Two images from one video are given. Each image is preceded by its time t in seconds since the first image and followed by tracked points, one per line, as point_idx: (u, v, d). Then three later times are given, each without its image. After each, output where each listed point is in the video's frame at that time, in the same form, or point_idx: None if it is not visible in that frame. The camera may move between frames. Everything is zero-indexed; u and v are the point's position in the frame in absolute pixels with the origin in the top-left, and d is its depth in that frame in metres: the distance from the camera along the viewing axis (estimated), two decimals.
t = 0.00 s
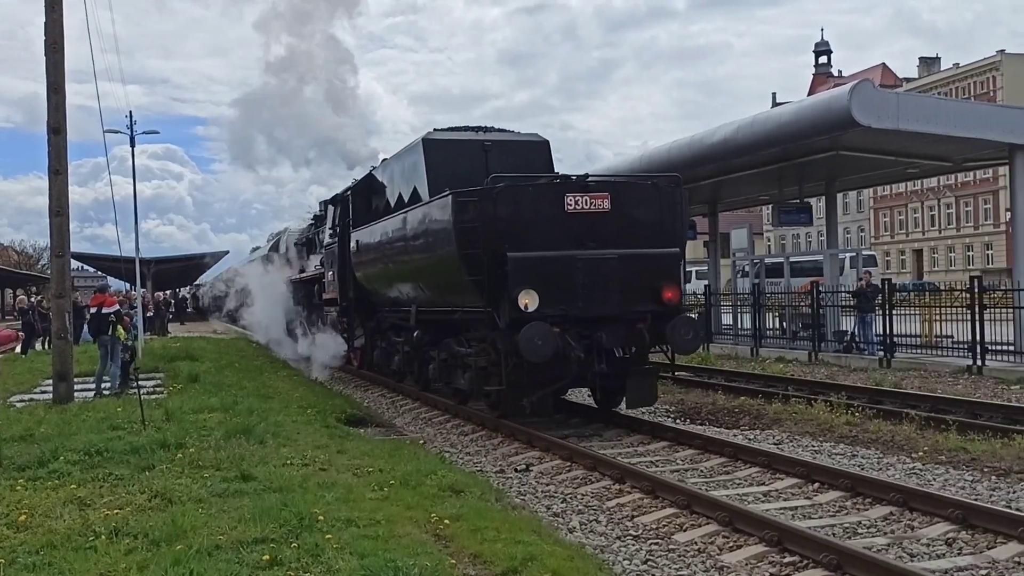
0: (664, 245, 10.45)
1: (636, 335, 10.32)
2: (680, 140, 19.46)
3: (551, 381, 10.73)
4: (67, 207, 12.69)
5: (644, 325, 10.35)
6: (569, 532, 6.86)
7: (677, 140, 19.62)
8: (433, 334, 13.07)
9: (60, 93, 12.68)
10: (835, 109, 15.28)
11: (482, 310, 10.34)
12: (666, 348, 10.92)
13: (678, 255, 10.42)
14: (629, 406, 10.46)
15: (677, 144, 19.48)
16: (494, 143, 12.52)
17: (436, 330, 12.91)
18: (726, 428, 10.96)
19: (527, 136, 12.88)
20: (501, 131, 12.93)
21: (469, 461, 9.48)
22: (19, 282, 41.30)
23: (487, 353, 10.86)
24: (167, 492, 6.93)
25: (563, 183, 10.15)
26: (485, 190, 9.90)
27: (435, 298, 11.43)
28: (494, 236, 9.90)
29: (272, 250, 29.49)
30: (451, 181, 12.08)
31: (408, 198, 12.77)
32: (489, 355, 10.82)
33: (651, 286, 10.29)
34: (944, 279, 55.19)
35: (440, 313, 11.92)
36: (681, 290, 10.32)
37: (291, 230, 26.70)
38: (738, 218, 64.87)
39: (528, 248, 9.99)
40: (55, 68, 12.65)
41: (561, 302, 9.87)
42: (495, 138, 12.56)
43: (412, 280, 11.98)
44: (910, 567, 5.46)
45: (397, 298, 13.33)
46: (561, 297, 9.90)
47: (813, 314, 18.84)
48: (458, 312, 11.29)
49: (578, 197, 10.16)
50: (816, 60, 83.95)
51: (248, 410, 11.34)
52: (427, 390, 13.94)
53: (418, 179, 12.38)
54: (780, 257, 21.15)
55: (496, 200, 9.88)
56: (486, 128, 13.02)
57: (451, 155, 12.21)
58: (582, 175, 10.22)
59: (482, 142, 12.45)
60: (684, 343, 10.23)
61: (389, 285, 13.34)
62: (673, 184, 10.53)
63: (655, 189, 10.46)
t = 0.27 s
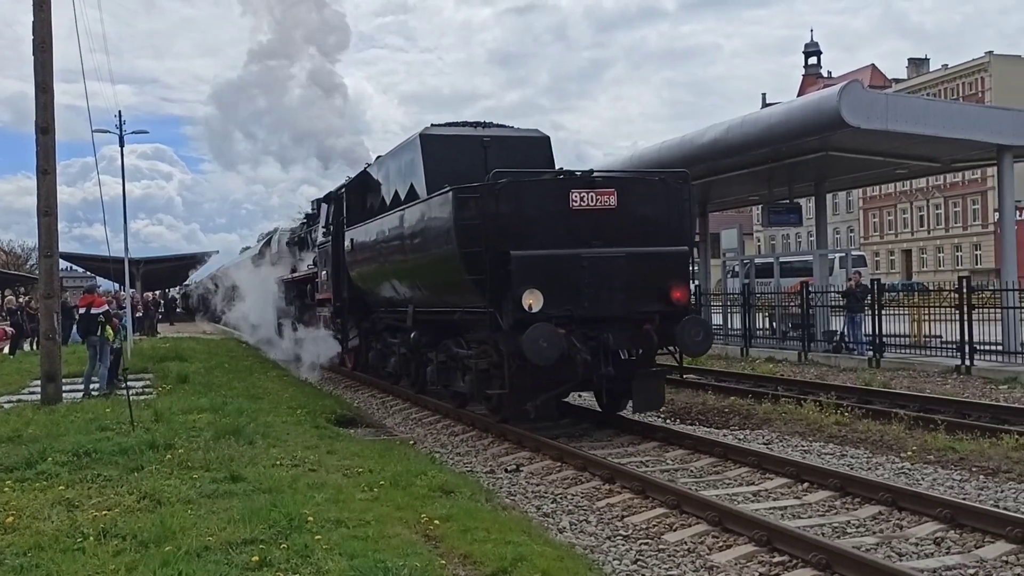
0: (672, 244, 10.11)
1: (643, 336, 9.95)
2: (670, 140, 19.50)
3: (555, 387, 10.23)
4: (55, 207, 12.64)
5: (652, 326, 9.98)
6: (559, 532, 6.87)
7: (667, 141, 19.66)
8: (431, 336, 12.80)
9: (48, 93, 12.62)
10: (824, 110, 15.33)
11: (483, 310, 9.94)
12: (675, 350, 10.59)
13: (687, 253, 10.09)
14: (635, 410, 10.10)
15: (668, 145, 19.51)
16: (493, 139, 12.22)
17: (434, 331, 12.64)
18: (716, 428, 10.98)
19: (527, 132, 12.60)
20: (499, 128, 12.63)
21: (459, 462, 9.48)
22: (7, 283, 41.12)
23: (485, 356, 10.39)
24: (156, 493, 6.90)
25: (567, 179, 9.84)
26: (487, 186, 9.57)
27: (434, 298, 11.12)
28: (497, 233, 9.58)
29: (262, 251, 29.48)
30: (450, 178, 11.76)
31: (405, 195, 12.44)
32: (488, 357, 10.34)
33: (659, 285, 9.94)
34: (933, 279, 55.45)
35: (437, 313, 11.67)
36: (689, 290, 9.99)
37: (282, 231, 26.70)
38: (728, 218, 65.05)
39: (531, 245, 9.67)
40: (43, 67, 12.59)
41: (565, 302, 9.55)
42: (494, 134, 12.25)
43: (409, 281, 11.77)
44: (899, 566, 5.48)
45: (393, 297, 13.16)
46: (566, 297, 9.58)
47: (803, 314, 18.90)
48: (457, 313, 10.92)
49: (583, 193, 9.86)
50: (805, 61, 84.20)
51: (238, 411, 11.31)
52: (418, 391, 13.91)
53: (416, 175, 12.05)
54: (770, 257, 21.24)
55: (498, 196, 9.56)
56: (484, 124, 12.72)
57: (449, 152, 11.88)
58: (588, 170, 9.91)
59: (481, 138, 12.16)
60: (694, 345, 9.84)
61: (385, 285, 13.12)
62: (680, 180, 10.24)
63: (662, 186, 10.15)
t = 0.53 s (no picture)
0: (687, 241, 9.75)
1: (657, 338, 9.59)
2: (666, 140, 19.52)
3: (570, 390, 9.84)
4: (50, 207, 12.61)
5: (667, 327, 9.63)
6: (555, 532, 6.88)
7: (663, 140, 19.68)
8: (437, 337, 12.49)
9: (43, 92, 12.59)
10: (819, 110, 15.35)
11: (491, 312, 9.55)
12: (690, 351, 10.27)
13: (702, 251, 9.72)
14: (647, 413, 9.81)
15: (664, 145, 19.53)
16: (498, 134, 11.91)
17: (441, 333, 12.34)
18: (712, 428, 10.99)
19: (533, 127, 12.28)
20: (504, 123, 12.31)
21: (455, 462, 9.47)
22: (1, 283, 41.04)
23: (493, 360, 10.02)
24: (151, 493, 6.89)
25: (578, 174, 9.48)
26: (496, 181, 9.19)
27: (438, 299, 10.81)
28: (507, 230, 9.20)
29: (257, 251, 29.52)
30: (454, 175, 11.46)
31: (407, 193, 12.12)
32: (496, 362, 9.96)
33: (675, 284, 9.56)
34: (928, 280, 55.57)
35: (442, 314, 11.38)
36: (706, 289, 9.57)
37: (278, 231, 26.73)
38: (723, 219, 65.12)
39: (542, 243, 9.30)
40: (37, 67, 12.56)
41: (577, 302, 9.16)
42: (499, 129, 11.91)
43: (412, 281, 11.50)
44: (894, 566, 5.49)
45: (395, 298, 12.94)
46: (579, 296, 9.19)
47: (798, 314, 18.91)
48: (464, 314, 10.56)
49: (595, 189, 9.49)
50: (801, 61, 84.30)
51: (233, 411, 11.29)
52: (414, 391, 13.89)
53: (419, 173, 11.71)
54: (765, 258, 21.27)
55: (507, 191, 9.20)
56: (489, 119, 12.38)
57: (453, 147, 11.56)
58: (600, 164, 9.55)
59: (485, 134, 11.84)
60: (710, 346, 9.56)
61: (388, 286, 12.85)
62: (695, 175, 9.89)
63: (676, 181, 9.81)
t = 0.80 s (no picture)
0: (703, 238, 9.37)
1: (672, 340, 9.24)
2: (661, 140, 19.54)
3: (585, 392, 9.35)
4: (44, 207, 12.59)
5: (684, 328, 9.25)
6: (550, 532, 6.89)
7: (658, 140, 19.70)
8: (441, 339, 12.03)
9: (37, 92, 12.57)
10: (813, 111, 15.37)
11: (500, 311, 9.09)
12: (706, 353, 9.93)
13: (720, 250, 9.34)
14: (663, 419, 9.43)
15: (659, 145, 19.55)
16: (503, 129, 11.57)
17: (446, 334, 11.86)
18: (707, 428, 11.00)
19: (539, 120, 11.92)
20: (510, 117, 11.97)
21: (450, 463, 9.47)
22: None
23: (501, 362, 9.53)
24: (145, 494, 6.88)
25: (591, 168, 9.06)
26: (504, 176, 8.77)
27: (443, 300, 10.37)
28: (517, 227, 8.76)
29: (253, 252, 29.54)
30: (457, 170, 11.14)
31: (409, 189, 11.81)
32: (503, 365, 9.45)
33: (691, 284, 9.18)
34: (922, 279, 55.71)
35: (446, 315, 10.93)
36: (724, 289, 9.23)
37: (274, 232, 26.75)
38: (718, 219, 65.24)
39: (554, 240, 8.88)
40: (31, 66, 12.53)
41: (590, 302, 8.77)
42: (504, 124, 11.58)
43: (414, 281, 11.10)
44: (888, 565, 5.50)
45: (396, 298, 12.54)
46: (593, 297, 8.79)
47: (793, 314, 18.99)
48: (470, 314, 10.09)
49: (609, 183, 9.08)
50: (796, 62, 84.47)
51: (228, 411, 11.28)
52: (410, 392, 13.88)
53: (421, 169, 11.40)
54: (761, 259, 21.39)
55: (517, 186, 8.77)
56: (494, 113, 12.05)
57: (457, 142, 11.23)
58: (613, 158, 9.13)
59: (490, 128, 11.50)
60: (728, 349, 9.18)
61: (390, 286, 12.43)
62: (711, 170, 9.50)
63: (693, 176, 9.39)
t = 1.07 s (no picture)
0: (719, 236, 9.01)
1: (688, 341, 8.85)
2: (654, 140, 19.55)
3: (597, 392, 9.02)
4: (34, 207, 12.54)
5: (699, 329, 8.85)
6: (542, 532, 6.89)
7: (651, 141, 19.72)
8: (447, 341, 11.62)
9: (27, 92, 12.51)
10: (805, 111, 15.41)
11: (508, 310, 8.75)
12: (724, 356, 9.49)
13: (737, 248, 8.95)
14: (676, 421, 8.95)
15: (651, 145, 19.57)
16: (507, 123, 11.31)
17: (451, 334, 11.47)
18: (700, 428, 11.00)
19: (544, 114, 11.64)
20: (513, 112, 11.70)
21: (442, 463, 9.45)
22: None
23: (509, 363, 9.19)
24: (136, 495, 6.85)
25: (601, 163, 8.73)
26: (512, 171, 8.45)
27: (445, 299, 10.01)
28: (525, 223, 8.43)
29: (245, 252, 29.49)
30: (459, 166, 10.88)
31: (408, 186, 11.58)
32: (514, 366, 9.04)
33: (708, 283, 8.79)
34: (913, 279, 55.90)
35: (450, 316, 10.60)
36: (741, 288, 8.78)
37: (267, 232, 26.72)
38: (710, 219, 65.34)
39: (563, 238, 8.54)
40: (22, 66, 12.48)
41: (603, 302, 8.39)
42: (507, 118, 11.31)
43: (415, 280, 10.74)
44: (879, 565, 5.51)
45: (397, 298, 12.20)
46: (606, 297, 8.41)
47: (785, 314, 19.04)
48: (475, 313, 9.78)
49: (620, 179, 8.76)
50: (788, 62, 84.65)
51: (219, 412, 11.25)
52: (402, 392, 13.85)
53: (421, 165, 11.14)
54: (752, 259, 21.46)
55: (525, 181, 8.45)
56: (496, 108, 11.78)
57: (459, 137, 10.96)
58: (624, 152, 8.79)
59: (493, 123, 11.25)
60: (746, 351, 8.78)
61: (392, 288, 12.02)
62: (727, 164, 9.16)
63: (705, 170, 9.04)
